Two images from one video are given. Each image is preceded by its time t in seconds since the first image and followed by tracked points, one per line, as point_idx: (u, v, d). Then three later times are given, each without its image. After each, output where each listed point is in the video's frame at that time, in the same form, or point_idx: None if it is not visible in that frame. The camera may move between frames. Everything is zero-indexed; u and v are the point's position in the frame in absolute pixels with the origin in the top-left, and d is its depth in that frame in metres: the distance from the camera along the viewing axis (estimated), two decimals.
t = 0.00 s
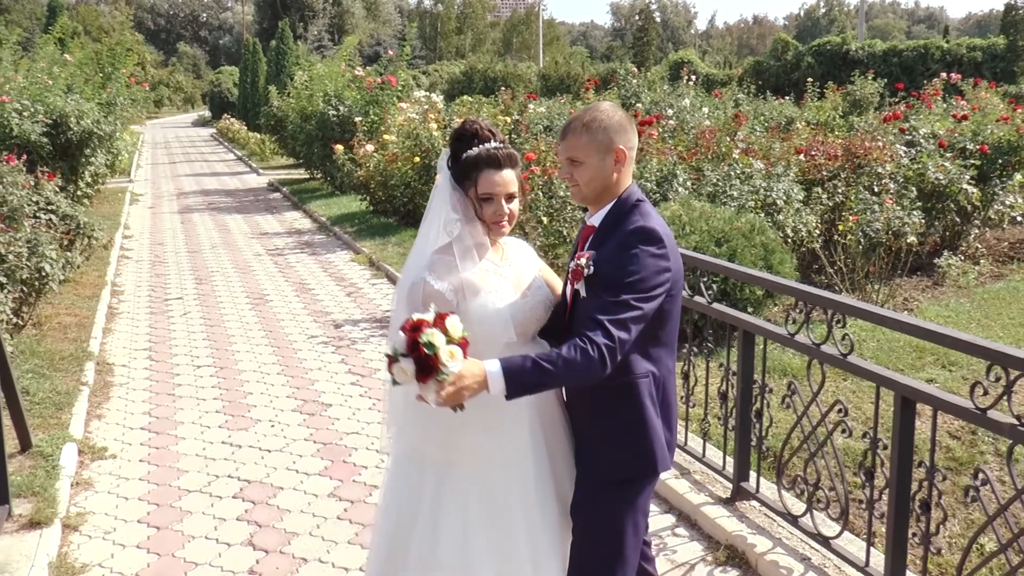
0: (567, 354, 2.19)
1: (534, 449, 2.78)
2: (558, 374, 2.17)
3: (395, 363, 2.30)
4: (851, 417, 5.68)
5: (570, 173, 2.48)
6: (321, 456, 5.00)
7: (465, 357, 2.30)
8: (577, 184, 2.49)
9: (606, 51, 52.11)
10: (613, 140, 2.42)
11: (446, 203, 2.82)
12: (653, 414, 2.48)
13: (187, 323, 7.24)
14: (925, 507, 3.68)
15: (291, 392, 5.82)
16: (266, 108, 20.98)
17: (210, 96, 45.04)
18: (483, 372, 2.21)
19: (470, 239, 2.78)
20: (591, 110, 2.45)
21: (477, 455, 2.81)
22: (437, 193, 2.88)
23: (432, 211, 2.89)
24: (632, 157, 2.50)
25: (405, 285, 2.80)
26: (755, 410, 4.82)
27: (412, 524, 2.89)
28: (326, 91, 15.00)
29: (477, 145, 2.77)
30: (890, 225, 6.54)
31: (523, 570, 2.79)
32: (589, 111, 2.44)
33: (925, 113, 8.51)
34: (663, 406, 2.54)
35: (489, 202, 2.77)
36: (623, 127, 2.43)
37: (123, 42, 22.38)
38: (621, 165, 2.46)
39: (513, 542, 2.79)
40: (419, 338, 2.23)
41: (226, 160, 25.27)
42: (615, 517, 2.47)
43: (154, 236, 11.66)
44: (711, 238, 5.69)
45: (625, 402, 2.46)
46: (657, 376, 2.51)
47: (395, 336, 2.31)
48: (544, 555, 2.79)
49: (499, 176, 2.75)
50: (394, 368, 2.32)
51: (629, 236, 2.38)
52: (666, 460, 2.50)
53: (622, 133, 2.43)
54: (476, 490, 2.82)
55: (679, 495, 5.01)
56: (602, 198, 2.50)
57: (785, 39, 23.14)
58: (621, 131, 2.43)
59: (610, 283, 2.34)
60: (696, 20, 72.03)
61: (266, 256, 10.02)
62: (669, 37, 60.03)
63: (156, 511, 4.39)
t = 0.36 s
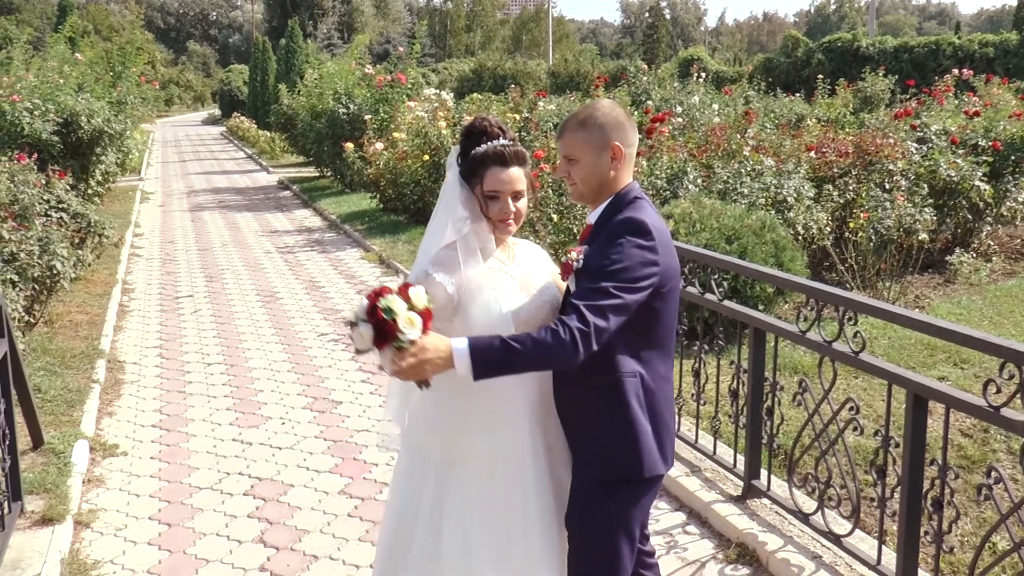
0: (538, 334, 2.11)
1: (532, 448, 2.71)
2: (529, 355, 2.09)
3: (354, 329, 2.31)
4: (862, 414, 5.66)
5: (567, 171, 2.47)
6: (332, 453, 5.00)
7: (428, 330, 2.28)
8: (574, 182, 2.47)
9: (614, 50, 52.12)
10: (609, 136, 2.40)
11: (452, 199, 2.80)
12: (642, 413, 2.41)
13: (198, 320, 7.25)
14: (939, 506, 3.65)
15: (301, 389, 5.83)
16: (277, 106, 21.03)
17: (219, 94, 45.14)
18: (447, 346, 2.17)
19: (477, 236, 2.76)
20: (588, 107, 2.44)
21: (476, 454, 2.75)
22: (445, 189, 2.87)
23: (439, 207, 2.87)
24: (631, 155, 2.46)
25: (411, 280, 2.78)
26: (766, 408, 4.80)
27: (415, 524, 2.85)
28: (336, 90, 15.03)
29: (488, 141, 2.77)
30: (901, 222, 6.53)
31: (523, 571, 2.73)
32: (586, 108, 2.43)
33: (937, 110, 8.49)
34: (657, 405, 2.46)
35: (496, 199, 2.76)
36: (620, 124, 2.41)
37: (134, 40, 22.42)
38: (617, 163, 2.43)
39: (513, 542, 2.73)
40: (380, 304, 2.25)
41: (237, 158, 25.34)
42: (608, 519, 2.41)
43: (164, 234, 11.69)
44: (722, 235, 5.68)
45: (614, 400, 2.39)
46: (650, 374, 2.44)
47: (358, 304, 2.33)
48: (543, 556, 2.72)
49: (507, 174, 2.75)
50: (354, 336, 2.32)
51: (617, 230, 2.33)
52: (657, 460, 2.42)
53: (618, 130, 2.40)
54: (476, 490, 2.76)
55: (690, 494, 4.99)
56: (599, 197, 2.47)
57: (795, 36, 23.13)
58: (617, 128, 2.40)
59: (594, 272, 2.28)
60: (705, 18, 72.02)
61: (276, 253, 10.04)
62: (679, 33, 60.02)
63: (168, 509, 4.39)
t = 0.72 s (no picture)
0: (501, 315, 1.98)
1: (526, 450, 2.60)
2: (490, 335, 1.97)
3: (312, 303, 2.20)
4: (869, 412, 5.65)
5: (563, 168, 2.35)
6: (339, 451, 4.99)
7: (388, 306, 2.17)
8: (570, 180, 2.35)
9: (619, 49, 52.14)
10: (603, 132, 2.25)
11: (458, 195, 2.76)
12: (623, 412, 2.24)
13: (205, 318, 7.25)
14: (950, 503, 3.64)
15: (308, 387, 5.82)
16: (283, 103, 21.05)
17: (225, 93, 45.20)
18: (410, 325, 2.06)
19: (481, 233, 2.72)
20: (587, 103, 2.31)
21: (470, 454, 2.64)
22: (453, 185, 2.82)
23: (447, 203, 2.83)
24: (630, 154, 2.30)
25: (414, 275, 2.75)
26: (773, 405, 4.78)
27: (405, 532, 2.73)
28: (343, 88, 15.04)
29: (500, 139, 2.73)
30: (908, 219, 6.51)
31: None
32: (584, 103, 2.30)
33: (945, 106, 8.48)
34: (644, 406, 2.27)
35: (502, 197, 2.72)
36: (618, 120, 2.26)
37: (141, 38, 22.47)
38: (612, 161, 2.28)
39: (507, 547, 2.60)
40: (338, 276, 2.15)
41: (243, 156, 25.38)
42: (604, 525, 2.25)
43: (171, 232, 11.72)
44: (730, 232, 5.68)
45: (595, 398, 2.21)
46: (637, 373, 2.26)
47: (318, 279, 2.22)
48: (539, 564, 2.59)
49: (514, 172, 2.71)
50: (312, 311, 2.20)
51: (602, 223, 2.18)
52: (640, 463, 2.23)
53: (614, 127, 2.26)
54: (468, 493, 2.64)
55: (698, 491, 4.98)
56: (595, 196, 2.33)
57: (802, 33, 23.14)
58: (613, 124, 2.26)
59: (573, 263, 2.13)
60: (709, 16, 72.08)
61: (283, 251, 10.04)
62: (685, 31, 60.05)
63: (175, 506, 4.39)
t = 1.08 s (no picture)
0: (474, 307, 2.09)
1: (518, 448, 2.55)
2: (462, 326, 2.08)
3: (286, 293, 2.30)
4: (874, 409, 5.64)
5: (566, 165, 2.36)
6: (344, 448, 5.00)
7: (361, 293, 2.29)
8: (571, 177, 2.36)
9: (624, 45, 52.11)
10: (601, 132, 2.24)
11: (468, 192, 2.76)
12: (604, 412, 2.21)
13: (210, 315, 7.26)
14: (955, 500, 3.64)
15: (313, 384, 5.83)
16: (288, 101, 21.06)
17: (231, 90, 45.26)
18: (385, 316, 2.21)
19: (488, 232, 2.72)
20: (591, 101, 2.30)
21: (462, 452, 2.63)
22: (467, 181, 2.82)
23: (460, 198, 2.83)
24: (630, 154, 2.27)
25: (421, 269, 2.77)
26: (778, 402, 4.77)
27: (400, 531, 2.72)
28: (347, 85, 15.04)
29: (514, 138, 2.71)
30: (914, 216, 6.49)
31: None
32: (587, 102, 2.29)
33: (951, 103, 8.45)
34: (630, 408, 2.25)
35: (510, 197, 2.71)
36: (616, 120, 2.24)
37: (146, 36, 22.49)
38: (609, 160, 2.26)
39: (500, 546, 2.52)
40: (311, 267, 2.25)
41: (248, 154, 25.42)
42: (592, 524, 2.23)
43: (176, 229, 11.74)
44: (734, 229, 5.67)
45: (574, 397, 2.20)
46: (625, 373, 2.24)
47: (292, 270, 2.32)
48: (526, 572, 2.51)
49: (525, 173, 2.69)
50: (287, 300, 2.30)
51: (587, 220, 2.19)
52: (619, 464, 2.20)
53: (613, 126, 2.24)
54: (460, 492, 2.62)
55: (703, 489, 4.97)
56: (595, 194, 2.33)
57: (806, 29, 23.12)
58: (611, 124, 2.24)
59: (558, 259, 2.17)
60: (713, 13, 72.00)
61: (288, 248, 10.05)
62: (690, 26, 59.97)
63: (180, 503, 4.39)
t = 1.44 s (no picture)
0: (462, 313, 2.14)
1: (517, 448, 2.54)
2: (449, 329, 2.13)
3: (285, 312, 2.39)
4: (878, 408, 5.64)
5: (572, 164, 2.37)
6: (347, 446, 4.99)
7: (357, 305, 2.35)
8: (577, 175, 2.37)
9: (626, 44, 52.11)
10: (602, 132, 2.24)
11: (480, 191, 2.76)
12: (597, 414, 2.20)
13: (213, 313, 7.26)
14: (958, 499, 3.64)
15: (316, 382, 5.83)
16: (291, 99, 21.04)
17: (233, 89, 45.24)
18: (378, 326, 2.25)
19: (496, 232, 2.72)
20: (595, 100, 2.30)
21: (462, 452, 2.62)
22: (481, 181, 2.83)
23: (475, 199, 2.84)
24: (632, 154, 2.26)
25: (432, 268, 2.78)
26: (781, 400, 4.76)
27: (399, 526, 2.73)
28: (350, 82, 15.03)
29: (525, 137, 2.70)
30: (918, 214, 6.49)
31: None
32: (592, 101, 2.29)
33: (955, 101, 8.45)
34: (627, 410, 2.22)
35: (520, 196, 2.70)
36: (617, 119, 2.23)
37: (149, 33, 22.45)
38: (610, 160, 2.26)
39: (497, 545, 2.51)
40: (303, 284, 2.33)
41: (251, 151, 25.41)
42: (587, 524, 2.24)
43: (179, 227, 11.73)
44: (738, 228, 5.66)
45: (566, 398, 2.20)
46: (622, 376, 2.22)
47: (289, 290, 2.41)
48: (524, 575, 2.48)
49: (535, 172, 2.68)
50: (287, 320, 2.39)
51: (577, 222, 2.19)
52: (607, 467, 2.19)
53: (614, 126, 2.23)
54: (458, 491, 2.61)
55: (706, 488, 4.96)
56: (598, 192, 2.33)
57: (810, 28, 23.13)
58: (611, 124, 2.23)
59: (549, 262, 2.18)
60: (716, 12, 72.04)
61: (291, 246, 10.05)
62: (693, 25, 59.98)
63: (183, 501, 4.39)
